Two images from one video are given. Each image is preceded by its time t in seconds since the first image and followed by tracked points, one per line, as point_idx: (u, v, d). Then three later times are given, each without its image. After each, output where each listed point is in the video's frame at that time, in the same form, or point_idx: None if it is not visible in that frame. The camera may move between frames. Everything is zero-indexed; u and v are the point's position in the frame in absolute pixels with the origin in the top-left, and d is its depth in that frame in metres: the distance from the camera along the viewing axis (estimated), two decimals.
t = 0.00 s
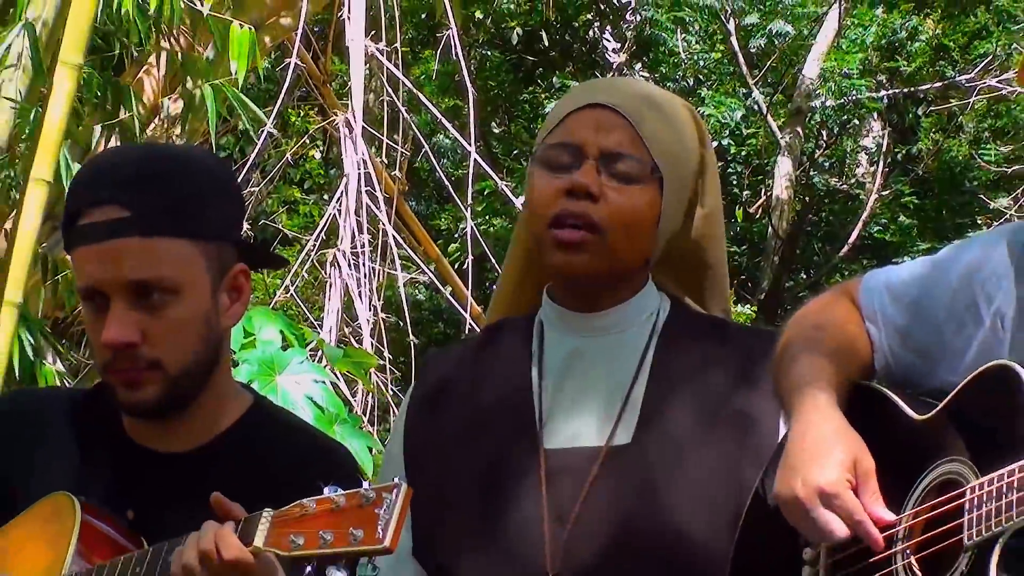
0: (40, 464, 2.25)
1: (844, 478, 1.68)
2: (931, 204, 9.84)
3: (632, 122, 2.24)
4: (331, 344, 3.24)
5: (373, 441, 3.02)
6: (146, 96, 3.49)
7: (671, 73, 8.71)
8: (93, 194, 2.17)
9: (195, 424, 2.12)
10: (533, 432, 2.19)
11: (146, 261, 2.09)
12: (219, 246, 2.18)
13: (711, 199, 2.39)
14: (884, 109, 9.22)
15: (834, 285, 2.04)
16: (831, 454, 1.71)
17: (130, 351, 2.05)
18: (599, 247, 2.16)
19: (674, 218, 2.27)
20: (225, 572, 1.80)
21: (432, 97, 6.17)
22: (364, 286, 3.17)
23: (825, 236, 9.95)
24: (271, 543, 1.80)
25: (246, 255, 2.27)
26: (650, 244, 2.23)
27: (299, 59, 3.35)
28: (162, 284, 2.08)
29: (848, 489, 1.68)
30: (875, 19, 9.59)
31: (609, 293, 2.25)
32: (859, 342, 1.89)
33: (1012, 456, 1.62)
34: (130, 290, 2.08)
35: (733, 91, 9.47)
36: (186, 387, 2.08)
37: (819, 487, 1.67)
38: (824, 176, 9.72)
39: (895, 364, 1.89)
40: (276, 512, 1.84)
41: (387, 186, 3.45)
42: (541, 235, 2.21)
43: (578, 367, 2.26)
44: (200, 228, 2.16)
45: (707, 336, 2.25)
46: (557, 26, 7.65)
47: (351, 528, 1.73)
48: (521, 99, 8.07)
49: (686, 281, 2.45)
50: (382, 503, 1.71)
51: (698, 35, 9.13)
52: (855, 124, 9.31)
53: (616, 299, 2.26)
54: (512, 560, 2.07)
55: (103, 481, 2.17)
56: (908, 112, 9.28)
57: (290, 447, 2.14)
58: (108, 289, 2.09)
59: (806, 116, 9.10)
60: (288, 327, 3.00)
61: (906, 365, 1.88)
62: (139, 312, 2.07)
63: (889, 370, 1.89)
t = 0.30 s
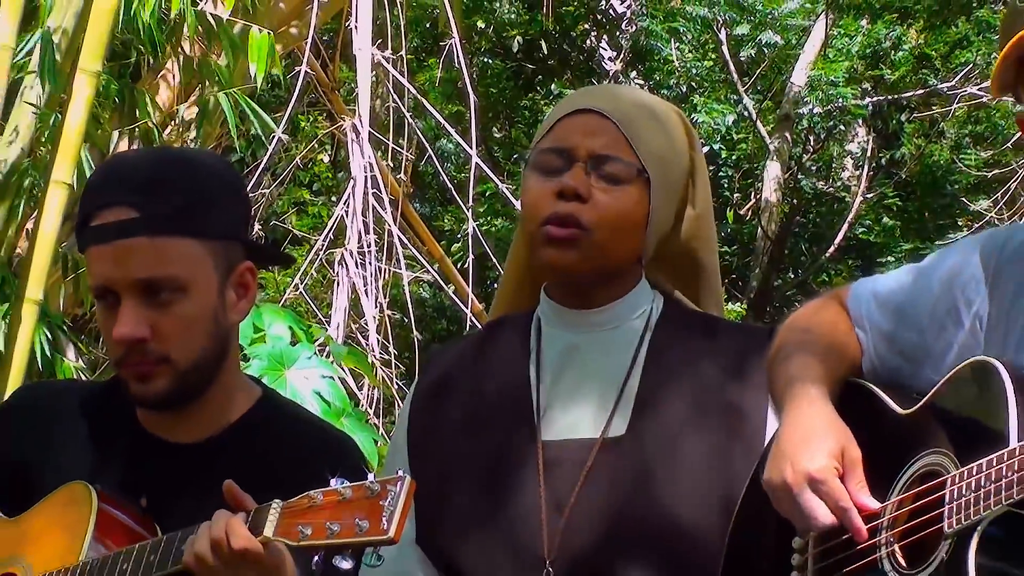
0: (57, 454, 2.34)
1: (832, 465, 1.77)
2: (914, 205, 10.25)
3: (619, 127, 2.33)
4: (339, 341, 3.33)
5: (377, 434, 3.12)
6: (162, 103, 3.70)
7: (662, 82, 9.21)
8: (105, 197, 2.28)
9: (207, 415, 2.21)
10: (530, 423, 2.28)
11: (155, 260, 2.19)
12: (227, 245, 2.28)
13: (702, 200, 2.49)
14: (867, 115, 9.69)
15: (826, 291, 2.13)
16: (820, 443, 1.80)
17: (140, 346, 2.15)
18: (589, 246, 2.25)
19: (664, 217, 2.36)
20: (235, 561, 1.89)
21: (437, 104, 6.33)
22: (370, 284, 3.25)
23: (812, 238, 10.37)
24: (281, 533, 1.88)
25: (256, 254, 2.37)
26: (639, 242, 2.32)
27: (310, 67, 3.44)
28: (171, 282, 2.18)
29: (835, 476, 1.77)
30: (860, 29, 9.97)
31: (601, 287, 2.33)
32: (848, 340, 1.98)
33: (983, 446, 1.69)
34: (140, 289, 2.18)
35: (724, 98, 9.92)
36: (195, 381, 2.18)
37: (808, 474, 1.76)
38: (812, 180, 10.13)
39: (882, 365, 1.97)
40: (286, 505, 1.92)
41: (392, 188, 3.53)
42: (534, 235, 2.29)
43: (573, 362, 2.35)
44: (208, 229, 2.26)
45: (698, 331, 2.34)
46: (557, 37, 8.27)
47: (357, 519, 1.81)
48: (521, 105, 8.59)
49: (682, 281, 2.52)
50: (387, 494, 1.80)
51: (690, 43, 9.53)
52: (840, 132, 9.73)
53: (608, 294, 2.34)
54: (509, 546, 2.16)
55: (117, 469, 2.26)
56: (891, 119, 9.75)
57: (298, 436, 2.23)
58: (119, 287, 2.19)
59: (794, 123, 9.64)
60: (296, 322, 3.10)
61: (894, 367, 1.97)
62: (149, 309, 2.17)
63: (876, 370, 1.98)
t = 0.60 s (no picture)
0: (77, 445, 2.43)
1: (822, 465, 1.84)
2: (900, 207, 10.40)
3: (629, 131, 2.42)
4: (346, 339, 3.44)
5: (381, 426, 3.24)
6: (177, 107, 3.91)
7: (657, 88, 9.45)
8: (122, 200, 2.37)
9: (220, 409, 2.30)
10: (531, 418, 2.37)
11: (168, 261, 2.29)
12: (239, 247, 2.37)
13: (689, 207, 2.56)
14: (854, 122, 9.63)
15: (809, 289, 2.22)
16: (809, 441, 1.86)
17: (155, 343, 2.24)
18: (604, 245, 2.34)
19: (665, 219, 2.47)
20: (246, 551, 1.96)
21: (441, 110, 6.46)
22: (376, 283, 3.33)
23: (801, 239, 10.58)
24: (289, 526, 1.95)
25: (267, 255, 2.46)
26: (644, 242, 2.42)
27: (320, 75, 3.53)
28: (183, 282, 2.28)
29: (824, 475, 1.83)
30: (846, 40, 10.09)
31: (608, 285, 2.42)
32: (833, 340, 2.07)
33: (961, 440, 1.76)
34: (154, 289, 2.27)
35: (717, 104, 10.01)
36: (207, 377, 2.27)
37: (800, 473, 1.83)
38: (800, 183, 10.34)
39: (866, 361, 2.06)
40: (294, 498, 1.99)
41: (397, 191, 3.62)
42: (547, 235, 2.38)
43: (571, 358, 2.44)
44: (221, 231, 2.35)
45: (691, 331, 2.43)
46: (555, 44, 8.54)
47: (361, 513, 1.89)
48: (521, 112, 8.98)
49: (666, 281, 2.62)
50: (390, 488, 1.87)
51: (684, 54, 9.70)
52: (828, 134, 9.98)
53: (612, 292, 2.43)
54: (509, 534, 2.25)
55: (133, 460, 2.35)
56: (876, 124, 9.92)
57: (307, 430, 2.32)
58: (134, 287, 2.28)
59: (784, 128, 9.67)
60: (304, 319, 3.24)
61: (877, 362, 2.05)
62: (163, 308, 2.26)
63: (861, 367, 2.06)
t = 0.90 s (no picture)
0: (94, 443, 2.53)
1: (804, 457, 1.93)
2: (885, 213, 10.56)
3: (620, 141, 2.51)
4: (354, 340, 3.54)
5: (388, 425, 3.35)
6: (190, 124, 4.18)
7: (652, 99, 9.72)
8: (137, 211, 2.47)
9: (233, 408, 2.40)
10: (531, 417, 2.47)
11: (182, 270, 2.38)
12: (249, 254, 2.47)
13: (682, 212, 2.67)
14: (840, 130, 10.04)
15: (796, 289, 2.31)
16: (791, 439, 1.97)
17: (171, 350, 2.34)
18: (598, 251, 2.43)
19: (657, 224, 2.56)
20: (259, 544, 2.06)
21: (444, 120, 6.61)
22: (383, 286, 3.42)
23: (789, 244, 10.94)
24: (300, 521, 2.05)
25: (277, 260, 2.56)
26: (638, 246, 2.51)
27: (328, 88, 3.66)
28: (197, 290, 2.37)
29: (808, 468, 1.93)
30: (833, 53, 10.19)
31: (604, 289, 2.51)
32: (818, 336, 2.18)
33: (939, 439, 1.85)
34: (169, 297, 2.37)
35: (711, 115, 10.41)
36: (220, 379, 2.36)
37: (783, 466, 1.93)
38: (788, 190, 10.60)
39: (850, 358, 2.15)
40: (304, 494, 2.09)
41: (403, 198, 3.72)
42: (544, 241, 2.47)
43: (569, 357, 2.54)
44: (232, 239, 2.45)
45: (683, 333, 2.53)
46: (553, 58, 9.17)
47: (370, 508, 1.98)
48: (522, 121, 9.28)
49: (661, 283, 2.72)
50: (397, 485, 1.96)
51: (677, 66, 9.88)
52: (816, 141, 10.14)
53: (608, 295, 2.53)
54: (508, 528, 2.34)
55: (149, 457, 2.45)
56: (862, 133, 10.14)
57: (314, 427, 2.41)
58: (150, 296, 2.38)
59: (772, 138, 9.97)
60: (313, 320, 3.37)
61: (860, 358, 2.15)
62: (178, 316, 2.36)
63: (845, 364, 2.16)
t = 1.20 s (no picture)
0: (109, 434, 2.63)
1: (797, 449, 2.02)
2: (870, 215, 10.78)
3: (606, 144, 2.60)
4: (361, 336, 3.67)
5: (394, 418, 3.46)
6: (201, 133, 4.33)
7: (648, 105, 9.94)
8: (151, 208, 2.57)
9: (242, 398, 2.49)
10: (528, 409, 2.57)
11: (193, 262, 2.48)
12: (259, 250, 2.57)
13: (671, 213, 2.78)
14: (828, 137, 10.40)
15: (788, 288, 2.40)
16: (786, 428, 2.05)
17: (182, 339, 2.44)
18: (586, 252, 2.53)
19: (644, 225, 2.65)
20: (263, 529, 2.16)
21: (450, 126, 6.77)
22: (389, 285, 3.52)
23: (779, 245, 11.23)
24: (305, 508, 2.14)
25: (288, 257, 2.66)
26: (626, 246, 2.61)
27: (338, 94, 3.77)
28: (208, 282, 2.47)
29: (800, 458, 2.02)
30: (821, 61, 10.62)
31: (594, 288, 2.61)
32: (811, 333, 2.26)
33: (926, 433, 1.94)
34: (181, 289, 2.47)
35: (704, 122, 10.72)
36: (229, 369, 2.45)
37: (775, 455, 2.02)
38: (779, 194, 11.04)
39: (840, 355, 2.25)
40: (310, 483, 2.17)
41: (409, 200, 3.81)
42: (535, 243, 2.57)
43: (559, 354, 2.62)
44: (242, 236, 2.54)
45: (675, 329, 2.62)
46: (552, 67, 9.61)
47: (371, 496, 2.06)
48: (522, 128, 9.60)
49: (653, 282, 2.83)
50: (398, 473, 2.04)
51: (674, 74, 10.10)
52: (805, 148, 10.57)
53: (598, 293, 2.62)
54: (505, 516, 2.43)
55: (163, 447, 2.55)
56: (850, 139, 10.54)
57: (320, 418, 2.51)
58: (163, 288, 2.48)
59: (764, 144, 10.37)
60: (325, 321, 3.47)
61: (849, 355, 2.24)
62: (190, 306, 2.46)
63: (835, 361, 2.25)
